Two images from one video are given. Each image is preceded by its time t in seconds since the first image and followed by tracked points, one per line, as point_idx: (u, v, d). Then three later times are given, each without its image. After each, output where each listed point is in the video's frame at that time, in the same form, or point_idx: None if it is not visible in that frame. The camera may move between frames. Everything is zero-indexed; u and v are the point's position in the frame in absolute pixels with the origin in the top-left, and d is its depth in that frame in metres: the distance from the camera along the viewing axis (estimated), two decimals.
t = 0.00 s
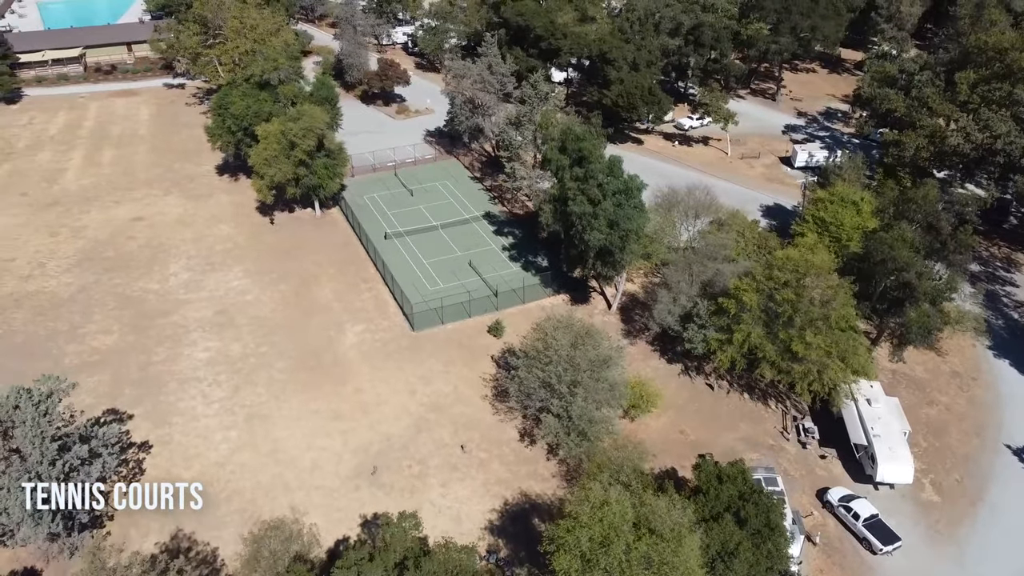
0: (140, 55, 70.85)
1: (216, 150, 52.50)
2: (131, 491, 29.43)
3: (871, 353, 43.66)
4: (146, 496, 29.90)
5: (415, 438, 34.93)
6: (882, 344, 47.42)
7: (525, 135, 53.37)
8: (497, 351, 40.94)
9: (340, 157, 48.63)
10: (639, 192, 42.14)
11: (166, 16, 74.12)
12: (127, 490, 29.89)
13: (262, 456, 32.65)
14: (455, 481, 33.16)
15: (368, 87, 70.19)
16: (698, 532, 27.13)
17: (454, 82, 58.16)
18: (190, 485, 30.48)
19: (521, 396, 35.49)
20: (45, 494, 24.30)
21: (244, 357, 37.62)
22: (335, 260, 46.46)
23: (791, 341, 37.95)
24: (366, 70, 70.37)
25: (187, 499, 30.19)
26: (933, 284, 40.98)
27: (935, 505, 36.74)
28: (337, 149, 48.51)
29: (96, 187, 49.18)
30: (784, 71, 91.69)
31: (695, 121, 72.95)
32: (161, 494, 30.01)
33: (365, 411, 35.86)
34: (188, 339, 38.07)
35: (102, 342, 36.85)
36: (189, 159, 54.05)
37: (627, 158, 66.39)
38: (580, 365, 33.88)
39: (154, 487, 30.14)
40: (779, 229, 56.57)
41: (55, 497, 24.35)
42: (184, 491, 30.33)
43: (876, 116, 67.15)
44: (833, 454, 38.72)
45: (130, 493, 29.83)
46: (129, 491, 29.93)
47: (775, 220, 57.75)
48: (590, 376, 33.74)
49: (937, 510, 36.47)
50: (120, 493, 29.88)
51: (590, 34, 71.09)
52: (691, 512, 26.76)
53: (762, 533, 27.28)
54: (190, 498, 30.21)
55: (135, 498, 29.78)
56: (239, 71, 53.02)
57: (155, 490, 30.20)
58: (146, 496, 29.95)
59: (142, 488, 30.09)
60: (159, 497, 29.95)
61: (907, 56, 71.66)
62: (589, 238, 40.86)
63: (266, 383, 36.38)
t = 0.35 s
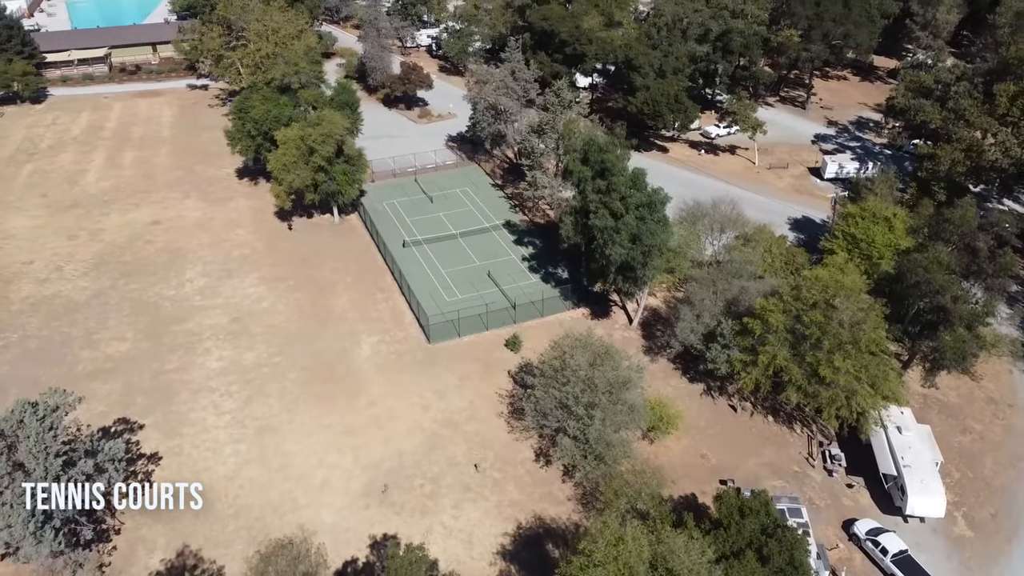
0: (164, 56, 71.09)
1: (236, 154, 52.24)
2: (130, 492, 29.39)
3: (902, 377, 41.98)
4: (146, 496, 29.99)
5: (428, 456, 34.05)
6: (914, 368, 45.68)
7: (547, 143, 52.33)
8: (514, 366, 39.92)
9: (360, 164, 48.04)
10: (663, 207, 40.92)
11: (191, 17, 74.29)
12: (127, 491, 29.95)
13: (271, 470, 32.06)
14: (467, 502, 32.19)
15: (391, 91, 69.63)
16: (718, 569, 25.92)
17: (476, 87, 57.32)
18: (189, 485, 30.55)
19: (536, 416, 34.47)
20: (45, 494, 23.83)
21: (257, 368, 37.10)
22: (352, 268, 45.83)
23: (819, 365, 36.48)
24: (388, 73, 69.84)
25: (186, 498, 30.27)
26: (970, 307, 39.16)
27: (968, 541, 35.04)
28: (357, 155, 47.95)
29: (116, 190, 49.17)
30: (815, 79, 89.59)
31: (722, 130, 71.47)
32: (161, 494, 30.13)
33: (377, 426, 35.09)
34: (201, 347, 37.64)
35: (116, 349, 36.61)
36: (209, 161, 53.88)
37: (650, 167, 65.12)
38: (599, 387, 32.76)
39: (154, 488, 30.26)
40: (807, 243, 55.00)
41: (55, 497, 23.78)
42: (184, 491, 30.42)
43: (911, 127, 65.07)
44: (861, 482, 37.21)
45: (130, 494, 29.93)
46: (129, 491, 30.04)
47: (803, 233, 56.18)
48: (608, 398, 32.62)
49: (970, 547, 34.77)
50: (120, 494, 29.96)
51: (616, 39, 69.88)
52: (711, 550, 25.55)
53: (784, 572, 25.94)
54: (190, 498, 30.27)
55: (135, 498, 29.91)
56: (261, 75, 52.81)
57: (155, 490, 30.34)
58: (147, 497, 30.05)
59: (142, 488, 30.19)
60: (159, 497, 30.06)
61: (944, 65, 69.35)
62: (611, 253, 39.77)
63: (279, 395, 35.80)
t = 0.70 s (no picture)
0: (191, 57, 71.24)
1: (257, 157, 51.90)
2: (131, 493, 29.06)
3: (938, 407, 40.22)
4: (147, 496, 29.89)
5: (441, 476, 33.14)
6: (949, 395, 43.80)
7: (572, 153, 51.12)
8: (532, 383, 38.88)
9: (381, 171, 47.39)
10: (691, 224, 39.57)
11: (219, 18, 74.38)
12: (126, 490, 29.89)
13: (282, 487, 31.43)
14: (480, 527, 31.17)
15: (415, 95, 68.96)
16: None
17: (501, 94, 56.38)
18: (189, 485, 30.56)
19: (553, 439, 33.35)
20: (45, 494, 23.26)
21: (270, 379, 36.54)
22: (371, 278, 45.19)
23: (850, 394, 34.91)
24: (414, 77, 69.19)
25: (187, 499, 30.26)
26: (1012, 335, 37.28)
27: None
28: (378, 162, 47.34)
29: (138, 192, 49.10)
30: (850, 87, 87.28)
31: (752, 139, 69.71)
32: (161, 494, 30.11)
33: (390, 444, 34.30)
34: (215, 357, 37.19)
35: (130, 357, 36.31)
36: (232, 165, 53.62)
37: (677, 178, 63.64)
38: (618, 413, 31.57)
39: (154, 487, 30.21)
40: (839, 260, 53.18)
41: (54, 497, 23.13)
42: (184, 492, 30.43)
43: (950, 140, 63.01)
44: (892, 517, 35.47)
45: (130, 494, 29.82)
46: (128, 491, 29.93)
47: (834, 249, 54.45)
48: (628, 424, 31.44)
49: None
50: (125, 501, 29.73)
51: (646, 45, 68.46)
52: None
53: None
54: (190, 499, 30.27)
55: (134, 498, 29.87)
56: (284, 78, 52.43)
57: (155, 490, 30.34)
58: (147, 497, 29.97)
59: (142, 488, 30.07)
60: (159, 497, 30.02)
61: (986, 77, 66.86)
62: (635, 270, 38.58)
63: (292, 409, 35.20)
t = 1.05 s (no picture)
0: (215, 57, 71.28)
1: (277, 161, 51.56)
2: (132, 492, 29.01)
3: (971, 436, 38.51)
4: (146, 496, 29.76)
5: (453, 495, 32.32)
6: (984, 422, 42.02)
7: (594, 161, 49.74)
8: (549, 400, 37.90)
9: (401, 178, 46.74)
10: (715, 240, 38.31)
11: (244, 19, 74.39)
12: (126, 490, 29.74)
13: (291, 503, 30.84)
14: (492, 550, 30.26)
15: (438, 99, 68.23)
16: None
17: (524, 101, 55.47)
18: (189, 485, 30.69)
19: (568, 460, 32.36)
20: (45, 494, 23.16)
21: (283, 390, 36.02)
22: (388, 286, 44.54)
23: (879, 422, 33.43)
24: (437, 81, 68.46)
25: (187, 499, 30.36)
26: None
27: None
28: (398, 170, 46.72)
29: (157, 194, 49.02)
30: (882, 96, 85.05)
31: (781, 148, 68.07)
32: (161, 494, 30.15)
33: (402, 460, 33.56)
34: (229, 365, 36.79)
35: (143, 364, 36.04)
36: (252, 168, 53.35)
37: (703, 188, 62.28)
38: (636, 437, 30.49)
39: (154, 487, 30.15)
40: (869, 277, 51.50)
41: (55, 496, 23.00)
42: (184, 492, 30.54)
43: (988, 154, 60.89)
44: (921, 552, 33.80)
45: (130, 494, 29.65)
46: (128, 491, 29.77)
47: (864, 265, 52.83)
48: (646, 450, 30.36)
49: None
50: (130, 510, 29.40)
51: (673, 51, 67.13)
52: None
53: None
54: (190, 498, 30.36)
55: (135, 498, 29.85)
56: (304, 82, 52.06)
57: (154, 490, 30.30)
58: (146, 496, 29.88)
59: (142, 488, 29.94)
60: (159, 497, 30.03)
61: None
62: (656, 287, 37.45)
63: (304, 421, 34.64)
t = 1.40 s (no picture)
0: (241, 58, 71.33)
1: (298, 166, 51.19)
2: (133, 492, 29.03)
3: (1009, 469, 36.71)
4: (147, 495, 29.74)
5: (464, 518, 31.44)
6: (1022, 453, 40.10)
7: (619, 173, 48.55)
8: (566, 419, 36.88)
9: (422, 186, 45.97)
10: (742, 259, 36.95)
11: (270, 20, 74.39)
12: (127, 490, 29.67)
13: (300, 521, 30.21)
14: None
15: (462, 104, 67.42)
16: None
17: (549, 109, 54.46)
18: (189, 485, 30.79)
19: (584, 485, 31.28)
20: (45, 494, 22.90)
21: (296, 403, 35.45)
22: (406, 297, 43.83)
23: (911, 456, 31.84)
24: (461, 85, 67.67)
25: (187, 499, 30.44)
26: None
27: None
28: (419, 177, 45.96)
29: (178, 197, 48.91)
30: (919, 106, 82.61)
31: (812, 160, 66.22)
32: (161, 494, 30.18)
33: (414, 479, 32.76)
34: (242, 376, 36.34)
35: (156, 372, 35.77)
36: (273, 172, 53.04)
37: (731, 200, 60.73)
38: (655, 466, 29.34)
39: (154, 486, 30.13)
40: (902, 297, 49.65)
41: (55, 496, 22.74)
42: (184, 492, 30.63)
43: None
44: None
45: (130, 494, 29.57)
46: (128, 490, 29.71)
47: (897, 283, 51.05)
48: (665, 480, 29.15)
49: None
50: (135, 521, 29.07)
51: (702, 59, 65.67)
52: None
53: None
54: (190, 499, 30.44)
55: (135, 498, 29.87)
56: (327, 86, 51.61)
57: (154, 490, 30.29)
58: (147, 496, 29.84)
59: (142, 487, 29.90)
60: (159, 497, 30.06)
61: None
62: (680, 307, 36.21)
63: (316, 436, 34.03)
